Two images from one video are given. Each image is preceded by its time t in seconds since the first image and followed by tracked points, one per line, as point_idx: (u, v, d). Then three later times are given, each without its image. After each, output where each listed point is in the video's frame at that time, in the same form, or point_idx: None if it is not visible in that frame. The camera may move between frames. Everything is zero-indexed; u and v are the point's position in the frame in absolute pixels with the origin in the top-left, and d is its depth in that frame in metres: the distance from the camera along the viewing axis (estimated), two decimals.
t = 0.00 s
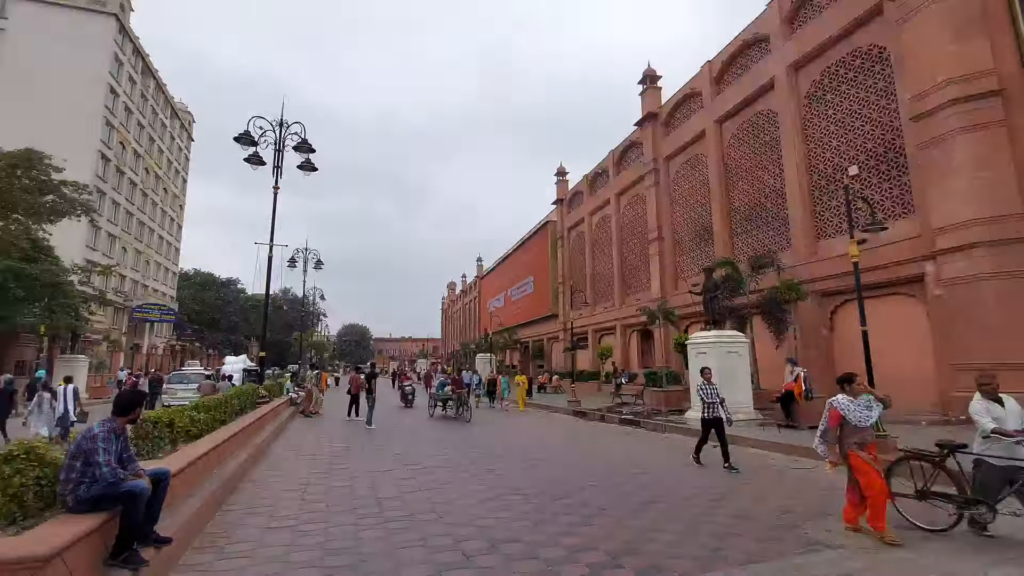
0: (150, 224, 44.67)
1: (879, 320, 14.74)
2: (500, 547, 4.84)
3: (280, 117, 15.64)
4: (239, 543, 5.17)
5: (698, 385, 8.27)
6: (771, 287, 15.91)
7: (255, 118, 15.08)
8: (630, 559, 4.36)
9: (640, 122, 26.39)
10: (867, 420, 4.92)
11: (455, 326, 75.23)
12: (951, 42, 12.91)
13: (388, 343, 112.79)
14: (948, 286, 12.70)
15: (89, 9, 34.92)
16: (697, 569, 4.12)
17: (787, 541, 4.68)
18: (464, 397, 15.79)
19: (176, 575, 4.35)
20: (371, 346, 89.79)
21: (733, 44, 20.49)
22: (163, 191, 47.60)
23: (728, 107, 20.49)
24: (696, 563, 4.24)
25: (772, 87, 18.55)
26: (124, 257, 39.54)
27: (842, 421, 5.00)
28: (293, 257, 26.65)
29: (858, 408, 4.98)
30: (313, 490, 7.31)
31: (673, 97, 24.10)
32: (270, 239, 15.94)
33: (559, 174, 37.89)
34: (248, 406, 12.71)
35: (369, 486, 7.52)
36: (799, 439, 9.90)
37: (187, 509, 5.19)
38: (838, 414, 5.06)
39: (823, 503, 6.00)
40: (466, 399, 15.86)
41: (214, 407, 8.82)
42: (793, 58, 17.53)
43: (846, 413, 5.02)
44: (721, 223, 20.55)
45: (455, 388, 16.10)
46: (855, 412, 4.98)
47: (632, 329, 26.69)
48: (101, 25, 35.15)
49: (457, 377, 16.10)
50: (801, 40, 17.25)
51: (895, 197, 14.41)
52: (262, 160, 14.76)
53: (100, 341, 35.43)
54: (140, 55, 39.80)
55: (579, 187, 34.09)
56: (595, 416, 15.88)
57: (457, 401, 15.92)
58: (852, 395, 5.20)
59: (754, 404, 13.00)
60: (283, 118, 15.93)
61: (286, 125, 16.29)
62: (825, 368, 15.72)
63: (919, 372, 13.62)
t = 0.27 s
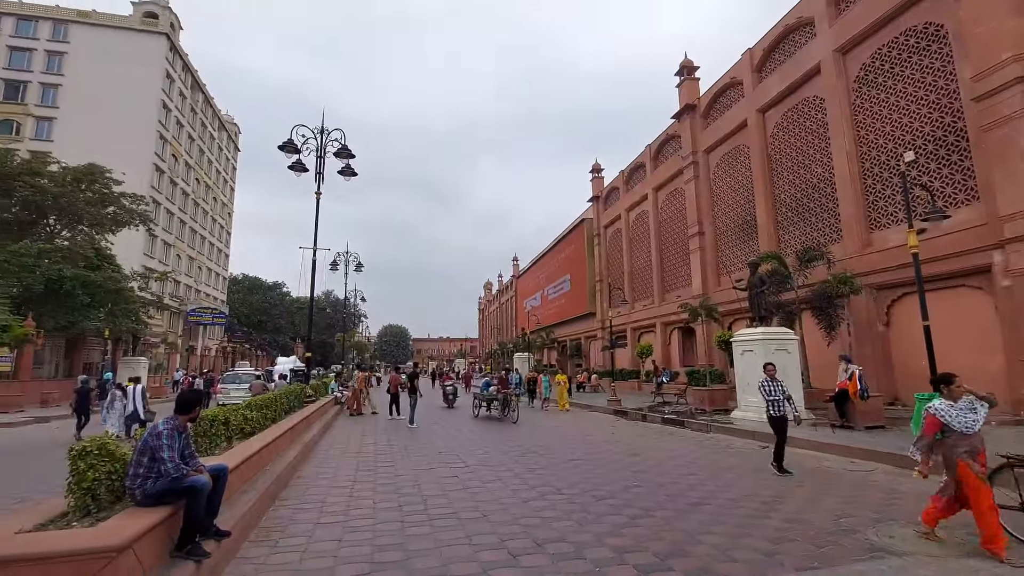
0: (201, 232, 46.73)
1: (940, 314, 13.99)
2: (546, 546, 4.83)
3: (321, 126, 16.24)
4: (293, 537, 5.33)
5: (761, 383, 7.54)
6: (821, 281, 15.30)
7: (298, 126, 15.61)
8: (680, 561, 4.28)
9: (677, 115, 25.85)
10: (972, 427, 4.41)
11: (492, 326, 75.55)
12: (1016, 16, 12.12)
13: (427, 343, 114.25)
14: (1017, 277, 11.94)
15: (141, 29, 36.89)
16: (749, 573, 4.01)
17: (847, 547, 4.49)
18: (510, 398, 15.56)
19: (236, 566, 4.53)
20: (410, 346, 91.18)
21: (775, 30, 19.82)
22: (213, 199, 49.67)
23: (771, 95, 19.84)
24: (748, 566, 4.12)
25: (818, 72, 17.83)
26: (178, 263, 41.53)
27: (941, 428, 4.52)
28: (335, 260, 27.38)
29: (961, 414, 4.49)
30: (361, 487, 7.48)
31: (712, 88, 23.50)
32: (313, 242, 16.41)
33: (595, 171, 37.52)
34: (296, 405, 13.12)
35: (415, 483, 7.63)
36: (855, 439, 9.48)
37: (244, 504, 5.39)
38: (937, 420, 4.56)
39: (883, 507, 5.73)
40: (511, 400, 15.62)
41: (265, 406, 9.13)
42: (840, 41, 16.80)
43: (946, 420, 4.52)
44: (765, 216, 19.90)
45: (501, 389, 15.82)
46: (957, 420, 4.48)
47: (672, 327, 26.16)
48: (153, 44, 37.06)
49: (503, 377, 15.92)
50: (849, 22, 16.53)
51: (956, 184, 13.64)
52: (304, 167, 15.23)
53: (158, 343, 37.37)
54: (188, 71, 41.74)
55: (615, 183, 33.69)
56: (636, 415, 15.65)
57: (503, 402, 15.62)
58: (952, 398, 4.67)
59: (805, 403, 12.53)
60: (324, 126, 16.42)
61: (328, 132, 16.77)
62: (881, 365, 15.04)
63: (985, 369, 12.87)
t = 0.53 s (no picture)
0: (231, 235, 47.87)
1: (983, 311, 13.49)
2: (574, 547, 4.80)
3: (346, 129, 16.51)
4: (324, 534, 5.41)
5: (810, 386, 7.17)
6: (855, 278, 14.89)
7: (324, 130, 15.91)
8: (712, 565, 4.21)
9: (702, 110, 25.45)
10: None
11: (515, 325, 75.61)
12: None
13: (451, 343, 114.91)
14: None
15: (173, 40, 38.04)
16: None
17: (886, 552, 4.35)
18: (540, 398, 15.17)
19: (270, 562, 4.62)
20: (434, 346, 91.86)
21: (802, 21, 19.38)
22: (242, 203, 50.83)
23: (799, 88, 19.40)
24: (783, 571, 4.03)
25: (849, 62, 17.35)
26: (210, 266, 42.66)
27: None
28: (360, 261, 27.74)
29: None
30: (389, 486, 7.56)
31: (738, 82, 23.09)
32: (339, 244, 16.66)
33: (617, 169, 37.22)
34: (324, 404, 13.32)
35: (441, 482, 7.67)
36: (892, 441, 9.20)
37: (276, 501, 5.49)
38: None
39: (924, 512, 5.53)
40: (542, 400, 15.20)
41: (295, 405, 9.29)
42: (872, 30, 16.33)
43: None
44: (795, 212, 19.44)
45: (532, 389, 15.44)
46: None
47: (698, 325, 25.80)
48: (184, 53, 38.15)
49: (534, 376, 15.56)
50: (881, 10, 16.05)
51: (998, 175, 13.13)
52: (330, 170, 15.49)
53: (191, 344, 38.47)
54: (217, 78, 42.81)
55: (638, 181, 33.35)
56: (662, 416, 15.46)
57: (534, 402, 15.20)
58: None
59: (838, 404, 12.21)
60: (349, 129, 16.69)
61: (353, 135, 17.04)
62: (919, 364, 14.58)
63: None
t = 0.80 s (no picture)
0: (253, 236, 48.67)
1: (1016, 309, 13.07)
2: (594, 547, 4.77)
3: (365, 130, 16.63)
4: (345, 531, 5.46)
5: (852, 384, 6.91)
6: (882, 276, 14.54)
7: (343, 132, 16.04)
8: (736, 568, 4.14)
9: (722, 106, 25.09)
10: None
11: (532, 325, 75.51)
12: None
13: (468, 343, 115.26)
14: None
15: (196, 45, 38.78)
16: None
17: (917, 558, 4.23)
18: (567, 398, 14.69)
19: (293, 557, 4.67)
20: (451, 346, 92.28)
21: (826, 13, 18.99)
22: (263, 205, 51.66)
23: (822, 82, 19.02)
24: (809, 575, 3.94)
25: (875, 55, 16.96)
26: (233, 267, 43.42)
27: None
28: (379, 261, 27.95)
29: None
30: (407, 483, 7.61)
31: (759, 76, 22.73)
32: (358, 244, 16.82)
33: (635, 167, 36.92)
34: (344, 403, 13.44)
35: (460, 481, 7.69)
36: (922, 444, 8.95)
37: (299, 498, 5.55)
38: None
39: (957, 518, 5.36)
40: (568, 401, 14.71)
41: (316, 402, 9.39)
42: (899, 21, 15.94)
43: None
44: (818, 208, 19.04)
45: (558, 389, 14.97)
46: None
47: (719, 324, 25.47)
48: (206, 59, 38.86)
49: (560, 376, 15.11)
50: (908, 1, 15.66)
51: None
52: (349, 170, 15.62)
53: (215, 343, 39.21)
54: (239, 82, 43.52)
55: (656, 178, 33.02)
56: (682, 416, 15.30)
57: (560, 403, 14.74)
58: None
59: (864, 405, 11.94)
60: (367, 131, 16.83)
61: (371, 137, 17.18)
62: (949, 365, 14.20)
63: None
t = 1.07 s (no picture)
0: (277, 239, 49.48)
1: None
2: (618, 548, 4.72)
3: (385, 132, 16.74)
4: (369, 529, 5.50)
5: (907, 387, 6.33)
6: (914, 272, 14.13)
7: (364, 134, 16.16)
8: (763, 572, 4.05)
9: (745, 100, 24.66)
10: None
11: (552, 324, 75.27)
12: None
13: (488, 343, 115.42)
14: None
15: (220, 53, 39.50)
16: None
17: (954, 563, 4.09)
18: (599, 398, 14.04)
19: (318, 555, 4.73)
20: (472, 345, 92.55)
21: (852, 3, 18.54)
22: (286, 208, 52.49)
23: (849, 74, 18.57)
24: None
25: (904, 45, 16.50)
26: (258, 269, 44.27)
27: None
28: (400, 262, 28.15)
29: None
30: (429, 482, 7.65)
31: (783, 69, 22.31)
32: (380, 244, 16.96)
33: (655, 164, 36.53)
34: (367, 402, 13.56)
35: (482, 481, 7.69)
36: (958, 445, 8.67)
37: (324, 496, 5.62)
38: None
39: (995, 523, 5.17)
40: (600, 401, 14.06)
41: (339, 402, 9.50)
42: (929, 10, 15.48)
43: None
44: (846, 204, 18.60)
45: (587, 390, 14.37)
46: None
47: (743, 323, 25.06)
48: (231, 65, 39.60)
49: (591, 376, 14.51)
50: None
51: None
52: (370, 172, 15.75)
53: (241, 343, 40.02)
54: (262, 88, 44.24)
55: (677, 175, 32.62)
56: (706, 416, 15.09)
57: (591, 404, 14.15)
58: None
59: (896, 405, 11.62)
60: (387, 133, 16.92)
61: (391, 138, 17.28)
62: (986, 364, 13.74)
63: None
